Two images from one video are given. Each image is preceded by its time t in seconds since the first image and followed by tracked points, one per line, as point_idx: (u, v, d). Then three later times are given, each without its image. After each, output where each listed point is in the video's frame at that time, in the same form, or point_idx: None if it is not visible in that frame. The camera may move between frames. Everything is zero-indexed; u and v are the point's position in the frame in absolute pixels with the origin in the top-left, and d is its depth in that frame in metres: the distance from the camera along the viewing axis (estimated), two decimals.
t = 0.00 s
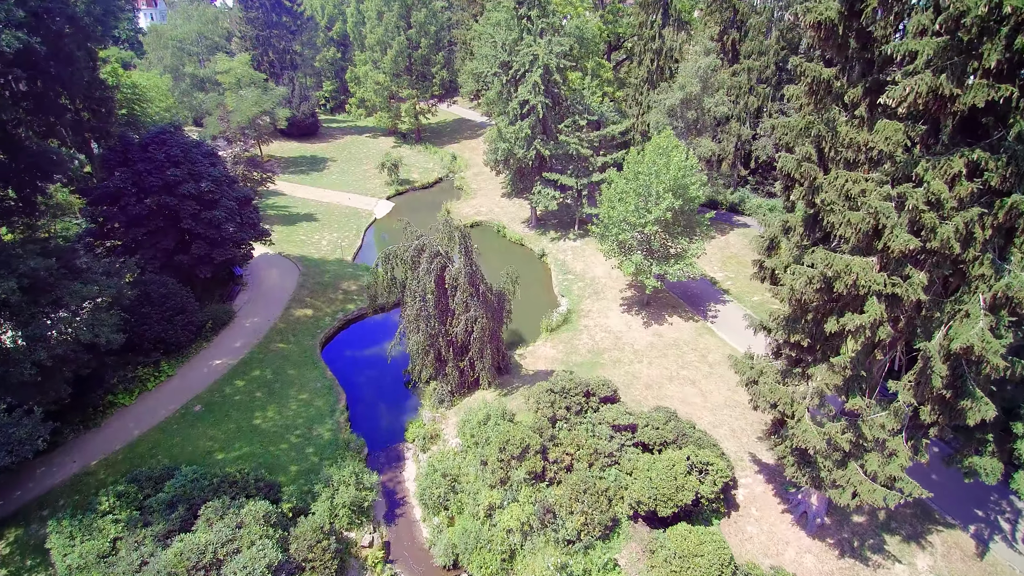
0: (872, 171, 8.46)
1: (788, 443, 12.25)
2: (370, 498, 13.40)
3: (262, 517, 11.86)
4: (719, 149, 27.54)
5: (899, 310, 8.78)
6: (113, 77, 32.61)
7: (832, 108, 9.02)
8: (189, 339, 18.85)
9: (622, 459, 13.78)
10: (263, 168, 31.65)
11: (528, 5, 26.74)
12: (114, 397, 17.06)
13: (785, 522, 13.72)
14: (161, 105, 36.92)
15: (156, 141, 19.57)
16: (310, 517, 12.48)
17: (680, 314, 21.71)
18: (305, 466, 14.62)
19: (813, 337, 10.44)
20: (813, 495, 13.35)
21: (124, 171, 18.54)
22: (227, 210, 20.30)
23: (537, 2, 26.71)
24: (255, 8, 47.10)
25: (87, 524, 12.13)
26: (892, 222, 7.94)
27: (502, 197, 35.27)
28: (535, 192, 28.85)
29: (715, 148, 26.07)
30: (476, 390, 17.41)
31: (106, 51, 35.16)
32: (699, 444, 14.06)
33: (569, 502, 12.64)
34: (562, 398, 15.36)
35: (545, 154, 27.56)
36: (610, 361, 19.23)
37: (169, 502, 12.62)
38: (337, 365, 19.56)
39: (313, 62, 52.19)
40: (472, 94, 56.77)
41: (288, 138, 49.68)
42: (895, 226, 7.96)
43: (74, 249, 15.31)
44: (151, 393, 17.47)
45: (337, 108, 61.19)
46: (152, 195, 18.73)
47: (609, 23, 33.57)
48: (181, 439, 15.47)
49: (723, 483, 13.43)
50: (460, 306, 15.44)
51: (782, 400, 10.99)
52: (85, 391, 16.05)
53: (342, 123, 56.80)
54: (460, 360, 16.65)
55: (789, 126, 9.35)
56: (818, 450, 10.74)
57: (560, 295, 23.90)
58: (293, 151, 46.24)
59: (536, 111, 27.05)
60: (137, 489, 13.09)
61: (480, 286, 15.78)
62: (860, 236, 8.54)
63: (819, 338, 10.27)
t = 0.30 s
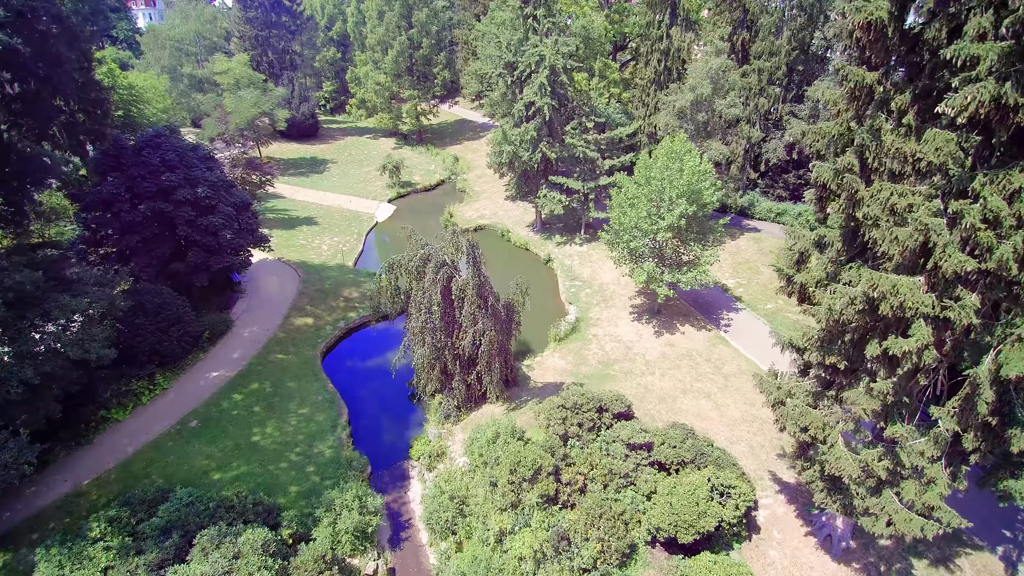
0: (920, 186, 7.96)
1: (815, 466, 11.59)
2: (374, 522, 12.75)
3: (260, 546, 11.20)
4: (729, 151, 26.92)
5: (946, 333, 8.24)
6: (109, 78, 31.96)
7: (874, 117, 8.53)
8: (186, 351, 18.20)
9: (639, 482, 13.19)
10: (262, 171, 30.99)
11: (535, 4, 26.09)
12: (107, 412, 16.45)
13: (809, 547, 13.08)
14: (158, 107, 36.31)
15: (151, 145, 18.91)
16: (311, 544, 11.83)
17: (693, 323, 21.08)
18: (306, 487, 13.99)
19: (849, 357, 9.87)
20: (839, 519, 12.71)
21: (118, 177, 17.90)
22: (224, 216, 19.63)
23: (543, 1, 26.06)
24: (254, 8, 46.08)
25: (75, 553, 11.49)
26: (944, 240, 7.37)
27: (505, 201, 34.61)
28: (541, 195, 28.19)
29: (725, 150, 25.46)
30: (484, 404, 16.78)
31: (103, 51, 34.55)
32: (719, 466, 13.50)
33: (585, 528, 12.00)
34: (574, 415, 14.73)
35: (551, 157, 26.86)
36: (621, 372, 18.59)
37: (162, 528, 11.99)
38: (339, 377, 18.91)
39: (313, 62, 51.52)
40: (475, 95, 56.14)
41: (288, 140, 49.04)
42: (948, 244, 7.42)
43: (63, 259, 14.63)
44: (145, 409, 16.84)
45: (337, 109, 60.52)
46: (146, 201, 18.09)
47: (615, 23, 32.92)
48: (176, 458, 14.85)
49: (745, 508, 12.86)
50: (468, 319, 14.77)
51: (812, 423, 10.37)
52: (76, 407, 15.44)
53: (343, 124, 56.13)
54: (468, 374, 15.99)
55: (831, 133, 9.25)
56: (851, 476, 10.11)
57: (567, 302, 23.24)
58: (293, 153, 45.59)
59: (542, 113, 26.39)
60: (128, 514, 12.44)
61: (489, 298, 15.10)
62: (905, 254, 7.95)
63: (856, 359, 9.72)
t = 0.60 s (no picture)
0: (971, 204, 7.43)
1: (843, 494, 10.92)
2: (376, 550, 12.06)
3: None
4: (739, 155, 26.23)
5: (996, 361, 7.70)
6: (104, 79, 31.32)
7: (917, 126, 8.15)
8: (179, 364, 17.52)
9: (654, 507, 12.50)
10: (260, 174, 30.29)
11: (539, 2, 25.36)
12: (97, 429, 15.78)
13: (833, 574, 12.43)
14: (154, 108, 35.66)
15: (143, 149, 18.22)
16: None
17: (704, 333, 20.41)
18: (304, 511, 13.32)
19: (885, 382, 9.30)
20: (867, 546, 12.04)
21: (108, 183, 17.23)
22: (220, 223, 18.93)
23: None
24: (252, 8, 45.25)
25: None
26: (1001, 263, 6.83)
27: (508, 204, 33.92)
28: (545, 200, 27.49)
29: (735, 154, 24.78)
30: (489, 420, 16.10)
31: (98, 51, 33.90)
32: (738, 489, 12.81)
33: (599, 558, 11.35)
34: (585, 434, 14.06)
35: (556, 161, 26.14)
36: (631, 385, 17.91)
37: (151, 558, 11.31)
38: (338, 390, 18.23)
39: (313, 62, 50.77)
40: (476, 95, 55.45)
41: (287, 141, 48.35)
42: (1004, 267, 6.89)
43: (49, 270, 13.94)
44: (136, 425, 16.16)
45: (336, 110, 59.81)
46: (138, 207, 17.41)
47: (621, 22, 32.21)
48: (168, 479, 14.18)
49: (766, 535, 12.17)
50: (473, 334, 14.07)
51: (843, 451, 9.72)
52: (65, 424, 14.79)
53: (343, 125, 55.45)
54: (473, 390, 15.31)
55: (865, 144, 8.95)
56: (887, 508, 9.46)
57: (574, 311, 22.54)
58: (292, 155, 44.89)
59: (547, 115, 25.69)
60: (116, 542, 11.76)
61: (495, 311, 14.40)
62: (953, 277, 7.48)
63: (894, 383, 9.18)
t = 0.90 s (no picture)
0: None
1: (874, 526, 10.19)
2: None
3: None
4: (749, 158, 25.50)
5: None
6: (99, 80, 30.71)
7: (970, 137, 7.96)
8: (170, 378, 16.80)
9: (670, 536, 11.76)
10: (257, 177, 29.60)
11: (544, 1, 24.65)
12: (84, 447, 15.09)
13: None
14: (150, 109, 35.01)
15: (133, 154, 17.55)
16: None
17: (715, 344, 19.67)
18: (299, 538, 12.60)
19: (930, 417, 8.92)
20: None
21: (97, 189, 16.57)
22: (213, 230, 18.23)
23: None
24: (250, 8, 44.57)
25: None
26: None
27: (511, 208, 33.20)
28: (549, 204, 26.77)
29: (746, 157, 24.06)
30: (494, 437, 15.42)
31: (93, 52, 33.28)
32: (758, 517, 12.09)
33: None
34: (595, 456, 13.32)
35: (561, 164, 25.41)
36: (641, 400, 17.19)
37: None
38: (335, 404, 17.52)
39: (312, 63, 50.09)
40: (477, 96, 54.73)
41: (286, 143, 47.67)
42: None
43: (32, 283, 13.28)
44: (125, 443, 15.46)
45: (336, 111, 59.05)
46: (127, 215, 16.74)
47: (626, 22, 31.50)
48: (156, 503, 13.48)
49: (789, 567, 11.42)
50: (478, 351, 13.33)
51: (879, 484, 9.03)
52: (49, 443, 14.11)
53: (343, 126, 54.80)
54: (477, 407, 14.58)
55: (904, 153, 8.77)
56: (927, 547, 8.74)
57: (580, 320, 21.81)
58: (291, 157, 44.20)
59: (552, 118, 24.99)
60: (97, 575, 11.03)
61: (501, 326, 13.66)
62: (1009, 302, 7.24)
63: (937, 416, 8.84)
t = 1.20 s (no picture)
0: None
1: (909, 563, 9.52)
2: None
3: None
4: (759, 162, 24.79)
5: None
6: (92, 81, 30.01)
7: None
8: (160, 393, 16.08)
9: (688, 568, 11.06)
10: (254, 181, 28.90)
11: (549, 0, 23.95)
12: (70, 467, 14.37)
13: None
14: (145, 111, 34.30)
15: (122, 160, 16.85)
16: None
17: (727, 356, 18.99)
18: (293, 568, 11.89)
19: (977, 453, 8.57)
20: None
21: (84, 196, 15.87)
22: (206, 239, 17.51)
23: None
24: (248, 7, 43.82)
25: None
26: None
27: (513, 212, 32.48)
28: (554, 209, 26.06)
29: (757, 161, 23.35)
30: (498, 456, 14.71)
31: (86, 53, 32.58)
32: (780, 546, 11.39)
33: None
34: (607, 480, 12.62)
35: (566, 168, 24.67)
36: (652, 416, 16.47)
37: None
38: (332, 420, 16.82)
39: (310, 63, 49.37)
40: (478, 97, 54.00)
41: (284, 144, 46.95)
42: None
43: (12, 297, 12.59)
44: (113, 462, 14.75)
45: (335, 112, 58.20)
46: (115, 223, 16.01)
47: (631, 22, 30.78)
48: (144, 529, 12.78)
49: None
50: (483, 370, 12.62)
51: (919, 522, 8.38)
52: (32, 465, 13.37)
53: (342, 127, 54.07)
54: (481, 427, 13.88)
55: (948, 165, 8.74)
56: None
57: (586, 329, 21.09)
58: (289, 158, 43.48)
59: (557, 120, 24.28)
60: None
61: (507, 343, 12.95)
62: None
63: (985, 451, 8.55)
